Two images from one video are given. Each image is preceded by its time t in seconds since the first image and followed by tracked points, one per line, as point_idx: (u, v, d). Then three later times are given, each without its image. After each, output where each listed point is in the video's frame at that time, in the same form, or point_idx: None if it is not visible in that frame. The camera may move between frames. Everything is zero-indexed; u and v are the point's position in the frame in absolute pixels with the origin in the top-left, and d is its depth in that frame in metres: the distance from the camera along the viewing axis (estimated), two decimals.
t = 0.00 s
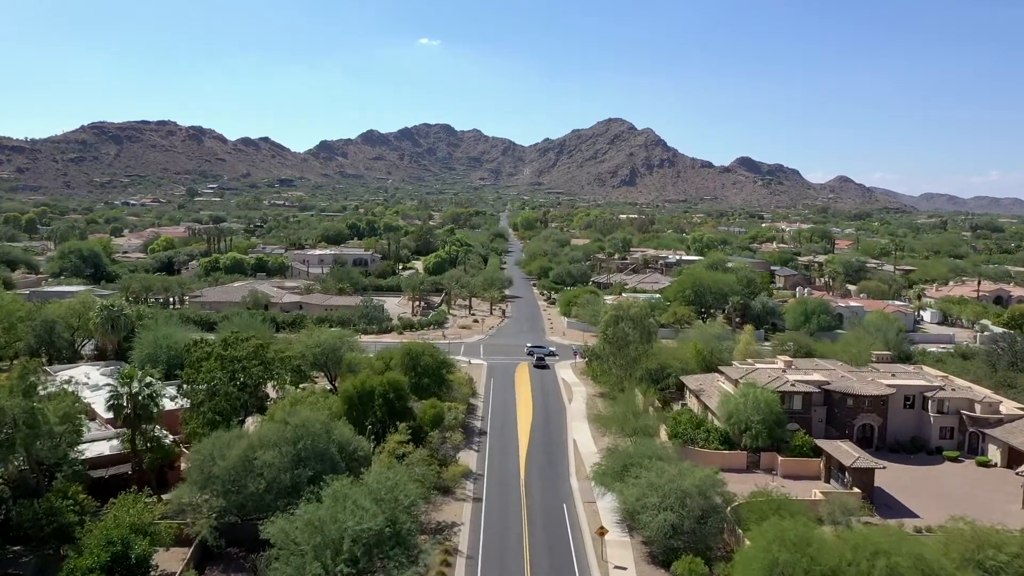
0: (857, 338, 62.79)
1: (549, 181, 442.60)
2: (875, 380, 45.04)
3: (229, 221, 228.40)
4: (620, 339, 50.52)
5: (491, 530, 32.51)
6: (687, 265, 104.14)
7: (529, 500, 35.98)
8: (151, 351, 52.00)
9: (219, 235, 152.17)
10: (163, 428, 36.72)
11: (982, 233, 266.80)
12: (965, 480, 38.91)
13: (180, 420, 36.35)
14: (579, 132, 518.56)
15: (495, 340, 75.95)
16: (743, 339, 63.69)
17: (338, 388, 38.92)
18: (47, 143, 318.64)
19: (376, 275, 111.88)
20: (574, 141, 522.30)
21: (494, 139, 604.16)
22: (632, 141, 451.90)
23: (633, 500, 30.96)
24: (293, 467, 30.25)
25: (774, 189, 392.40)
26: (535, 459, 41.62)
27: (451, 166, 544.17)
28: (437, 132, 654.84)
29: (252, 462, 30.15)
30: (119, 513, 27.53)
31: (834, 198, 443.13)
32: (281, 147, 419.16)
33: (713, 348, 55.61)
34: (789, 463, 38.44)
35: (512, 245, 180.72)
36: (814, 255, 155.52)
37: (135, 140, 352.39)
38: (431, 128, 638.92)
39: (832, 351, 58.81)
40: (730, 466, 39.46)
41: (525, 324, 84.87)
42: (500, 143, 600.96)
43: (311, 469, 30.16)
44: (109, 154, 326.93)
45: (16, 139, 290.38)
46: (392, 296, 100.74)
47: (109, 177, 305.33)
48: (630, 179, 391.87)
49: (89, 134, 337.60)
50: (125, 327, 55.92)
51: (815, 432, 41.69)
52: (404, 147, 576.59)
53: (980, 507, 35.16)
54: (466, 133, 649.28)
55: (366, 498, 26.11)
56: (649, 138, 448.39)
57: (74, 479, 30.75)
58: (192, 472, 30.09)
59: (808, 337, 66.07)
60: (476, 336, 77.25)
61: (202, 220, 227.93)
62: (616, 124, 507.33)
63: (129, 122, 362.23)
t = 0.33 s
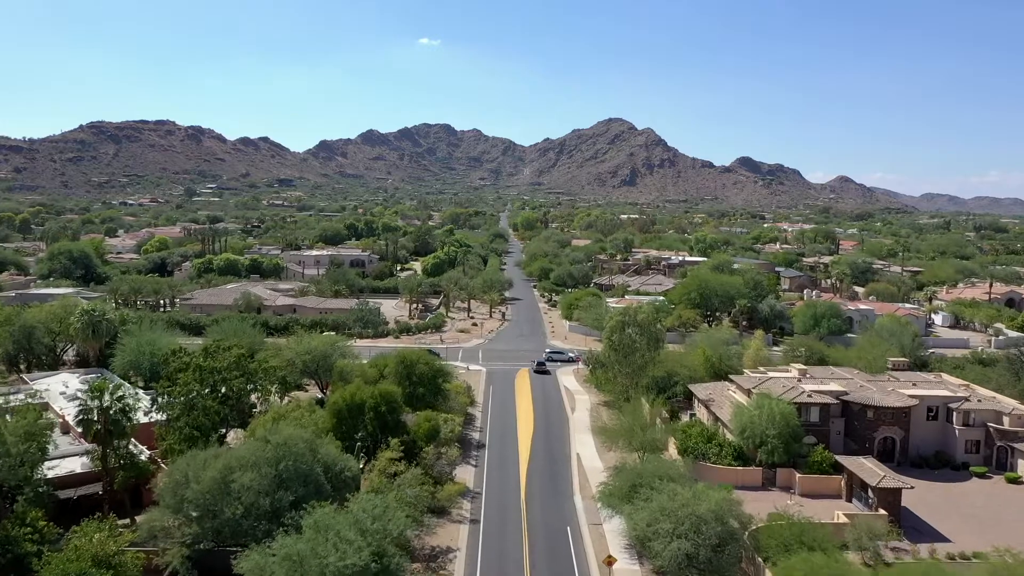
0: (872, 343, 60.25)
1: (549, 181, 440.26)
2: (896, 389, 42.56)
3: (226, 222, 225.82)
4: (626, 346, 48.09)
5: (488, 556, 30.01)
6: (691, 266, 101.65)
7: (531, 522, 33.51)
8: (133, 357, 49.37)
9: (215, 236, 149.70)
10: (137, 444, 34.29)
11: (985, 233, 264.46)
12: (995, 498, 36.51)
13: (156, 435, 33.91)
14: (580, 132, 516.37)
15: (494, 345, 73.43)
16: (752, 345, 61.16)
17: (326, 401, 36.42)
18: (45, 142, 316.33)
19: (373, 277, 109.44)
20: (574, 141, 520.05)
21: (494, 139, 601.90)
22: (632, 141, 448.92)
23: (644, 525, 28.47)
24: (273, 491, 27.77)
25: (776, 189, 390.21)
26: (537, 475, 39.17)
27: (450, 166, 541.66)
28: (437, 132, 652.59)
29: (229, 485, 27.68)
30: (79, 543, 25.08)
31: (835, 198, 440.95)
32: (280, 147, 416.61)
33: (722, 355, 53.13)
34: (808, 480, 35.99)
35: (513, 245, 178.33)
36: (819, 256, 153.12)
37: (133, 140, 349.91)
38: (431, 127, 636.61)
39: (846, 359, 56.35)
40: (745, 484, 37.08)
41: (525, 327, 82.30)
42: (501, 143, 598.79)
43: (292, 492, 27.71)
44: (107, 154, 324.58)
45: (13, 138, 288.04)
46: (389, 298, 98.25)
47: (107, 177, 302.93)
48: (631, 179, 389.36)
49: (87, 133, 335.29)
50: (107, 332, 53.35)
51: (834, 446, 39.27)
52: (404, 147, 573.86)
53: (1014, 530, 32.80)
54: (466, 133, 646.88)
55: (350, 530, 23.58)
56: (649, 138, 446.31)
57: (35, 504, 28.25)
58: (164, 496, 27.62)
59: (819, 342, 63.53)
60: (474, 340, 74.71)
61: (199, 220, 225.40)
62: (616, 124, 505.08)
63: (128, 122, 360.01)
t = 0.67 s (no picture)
0: (888, 349, 57.74)
1: (549, 181, 437.95)
2: (919, 400, 40.12)
3: (224, 222, 223.33)
4: (635, 353, 45.18)
5: None
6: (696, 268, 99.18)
7: (533, 545, 31.01)
8: (114, 365, 46.97)
9: (211, 236, 147.27)
10: (110, 460, 31.93)
11: (989, 233, 262.21)
12: None
13: (128, 452, 31.37)
14: (580, 131, 514.33)
15: (494, 349, 70.92)
16: (763, 351, 58.69)
17: (312, 416, 33.88)
18: (43, 142, 314.10)
19: (370, 278, 107.02)
20: (575, 141, 517.93)
21: (494, 139, 599.93)
22: (632, 141, 446.85)
23: (656, 554, 26.02)
24: (251, 518, 25.30)
25: (777, 189, 387.92)
26: (539, 492, 36.68)
27: (450, 166, 539.24)
28: (437, 132, 650.34)
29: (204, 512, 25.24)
30: None
31: (836, 199, 438.98)
32: (279, 146, 414.05)
33: (732, 362, 50.65)
34: (829, 499, 33.63)
35: (513, 246, 176.09)
36: (824, 257, 150.78)
37: (131, 139, 347.42)
38: (431, 127, 634.39)
39: (862, 367, 53.85)
40: (761, 503, 34.70)
41: (526, 331, 79.77)
42: (501, 143, 596.68)
43: (271, 520, 25.24)
44: (106, 153, 322.22)
45: (11, 138, 285.66)
46: (386, 301, 95.84)
47: (105, 176, 300.57)
48: (631, 179, 387.04)
49: (86, 133, 333.12)
50: (87, 339, 50.88)
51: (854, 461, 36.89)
52: (404, 147, 571.25)
53: None
54: (466, 133, 644.93)
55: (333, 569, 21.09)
56: (650, 138, 444.21)
57: None
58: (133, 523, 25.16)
59: (831, 347, 61.04)
60: (474, 345, 72.21)
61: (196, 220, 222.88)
62: (617, 123, 502.84)
63: (127, 121, 357.71)
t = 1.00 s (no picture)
0: (905, 355, 55.31)
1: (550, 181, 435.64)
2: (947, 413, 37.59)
3: (221, 222, 220.88)
4: (643, 362, 42.43)
5: None
6: (701, 270, 96.78)
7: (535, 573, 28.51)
8: (92, 374, 44.50)
9: (207, 237, 144.83)
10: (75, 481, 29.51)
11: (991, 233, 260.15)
12: None
13: (95, 472, 28.88)
14: (580, 131, 512.28)
15: (494, 354, 68.45)
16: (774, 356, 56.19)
17: (297, 432, 31.38)
18: (42, 142, 311.74)
19: (368, 280, 104.67)
20: (575, 140, 515.79)
21: (494, 140, 598.09)
22: (632, 141, 444.83)
23: None
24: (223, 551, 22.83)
25: (779, 189, 385.81)
26: (541, 511, 34.18)
27: (451, 166, 536.87)
28: (437, 132, 647.88)
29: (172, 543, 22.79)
30: None
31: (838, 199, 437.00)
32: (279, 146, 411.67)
33: (744, 370, 48.21)
34: (854, 521, 31.19)
35: (513, 246, 173.86)
36: (829, 258, 148.45)
37: (130, 139, 344.74)
38: (430, 127, 632.01)
39: (879, 375, 51.45)
40: (781, 525, 32.24)
41: (527, 335, 77.37)
42: (501, 142, 594.71)
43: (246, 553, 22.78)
44: (104, 153, 319.77)
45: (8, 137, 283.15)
46: (384, 303, 93.48)
47: (103, 176, 298.18)
48: (632, 179, 384.89)
49: (85, 132, 330.74)
50: (65, 346, 48.34)
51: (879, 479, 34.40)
52: (404, 147, 568.84)
53: None
54: (466, 133, 642.72)
55: None
56: (650, 138, 442.16)
57: None
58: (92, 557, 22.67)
59: (845, 353, 58.59)
60: (473, 350, 69.78)
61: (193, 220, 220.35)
62: (617, 123, 500.78)
63: (126, 121, 355.40)
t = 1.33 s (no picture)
0: (923, 362, 52.67)
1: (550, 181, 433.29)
2: (978, 427, 35.02)
3: (219, 222, 218.32)
4: (652, 372, 40.01)
5: None
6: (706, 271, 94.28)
7: None
8: (67, 384, 42.11)
9: (203, 237, 142.40)
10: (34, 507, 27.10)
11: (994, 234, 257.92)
12: None
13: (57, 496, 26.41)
14: (581, 131, 509.92)
15: (493, 360, 65.91)
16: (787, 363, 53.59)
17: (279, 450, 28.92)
18: (40, 142, 309.47)
19: (364, 282, 102.18)
20: (575, 140, 513.39)
21: (494, 140, 595.70)
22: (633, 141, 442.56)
23: None
24: None
25: (780, 189, 383.53)
26: (544, 533, 31.78)
27: (451, 166, 534.34)
28: (437, 131, 645.38)
29: None
30: None
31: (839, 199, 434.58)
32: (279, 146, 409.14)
33: (757, 378, 45.70)
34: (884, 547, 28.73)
35: (513, 246, 171.52)
36: (833, 259, 145.99)
37: (128, 139, 342.27)
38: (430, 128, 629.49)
39: (899, 384, 48.87)
40: (804, 550, 29.77)
41: (527, 339, 74.83)
42: (501, 142, 592.25)
43: None
44: (102, 152, 317.34)
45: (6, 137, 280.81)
46: (380, 306, 90.95)
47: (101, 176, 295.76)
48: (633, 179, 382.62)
49: (83, 132, 328.45)
50: (41, 353, 45.92)
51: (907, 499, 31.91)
52: (404, 147, 566.19)
53: None
54: (466, 133, 640.35)
55: None
56: (651, 137, 439.77)
57: None
58: None
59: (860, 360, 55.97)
60: (471, 355, 67.25)
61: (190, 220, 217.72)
62: (617, 123, 498.30)
63: (125, 121, 353.14)
